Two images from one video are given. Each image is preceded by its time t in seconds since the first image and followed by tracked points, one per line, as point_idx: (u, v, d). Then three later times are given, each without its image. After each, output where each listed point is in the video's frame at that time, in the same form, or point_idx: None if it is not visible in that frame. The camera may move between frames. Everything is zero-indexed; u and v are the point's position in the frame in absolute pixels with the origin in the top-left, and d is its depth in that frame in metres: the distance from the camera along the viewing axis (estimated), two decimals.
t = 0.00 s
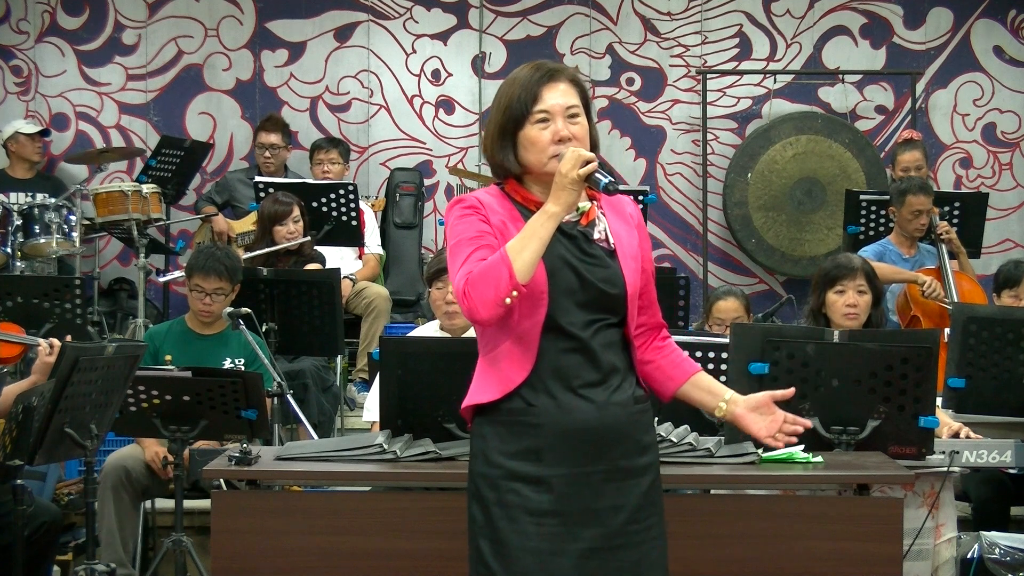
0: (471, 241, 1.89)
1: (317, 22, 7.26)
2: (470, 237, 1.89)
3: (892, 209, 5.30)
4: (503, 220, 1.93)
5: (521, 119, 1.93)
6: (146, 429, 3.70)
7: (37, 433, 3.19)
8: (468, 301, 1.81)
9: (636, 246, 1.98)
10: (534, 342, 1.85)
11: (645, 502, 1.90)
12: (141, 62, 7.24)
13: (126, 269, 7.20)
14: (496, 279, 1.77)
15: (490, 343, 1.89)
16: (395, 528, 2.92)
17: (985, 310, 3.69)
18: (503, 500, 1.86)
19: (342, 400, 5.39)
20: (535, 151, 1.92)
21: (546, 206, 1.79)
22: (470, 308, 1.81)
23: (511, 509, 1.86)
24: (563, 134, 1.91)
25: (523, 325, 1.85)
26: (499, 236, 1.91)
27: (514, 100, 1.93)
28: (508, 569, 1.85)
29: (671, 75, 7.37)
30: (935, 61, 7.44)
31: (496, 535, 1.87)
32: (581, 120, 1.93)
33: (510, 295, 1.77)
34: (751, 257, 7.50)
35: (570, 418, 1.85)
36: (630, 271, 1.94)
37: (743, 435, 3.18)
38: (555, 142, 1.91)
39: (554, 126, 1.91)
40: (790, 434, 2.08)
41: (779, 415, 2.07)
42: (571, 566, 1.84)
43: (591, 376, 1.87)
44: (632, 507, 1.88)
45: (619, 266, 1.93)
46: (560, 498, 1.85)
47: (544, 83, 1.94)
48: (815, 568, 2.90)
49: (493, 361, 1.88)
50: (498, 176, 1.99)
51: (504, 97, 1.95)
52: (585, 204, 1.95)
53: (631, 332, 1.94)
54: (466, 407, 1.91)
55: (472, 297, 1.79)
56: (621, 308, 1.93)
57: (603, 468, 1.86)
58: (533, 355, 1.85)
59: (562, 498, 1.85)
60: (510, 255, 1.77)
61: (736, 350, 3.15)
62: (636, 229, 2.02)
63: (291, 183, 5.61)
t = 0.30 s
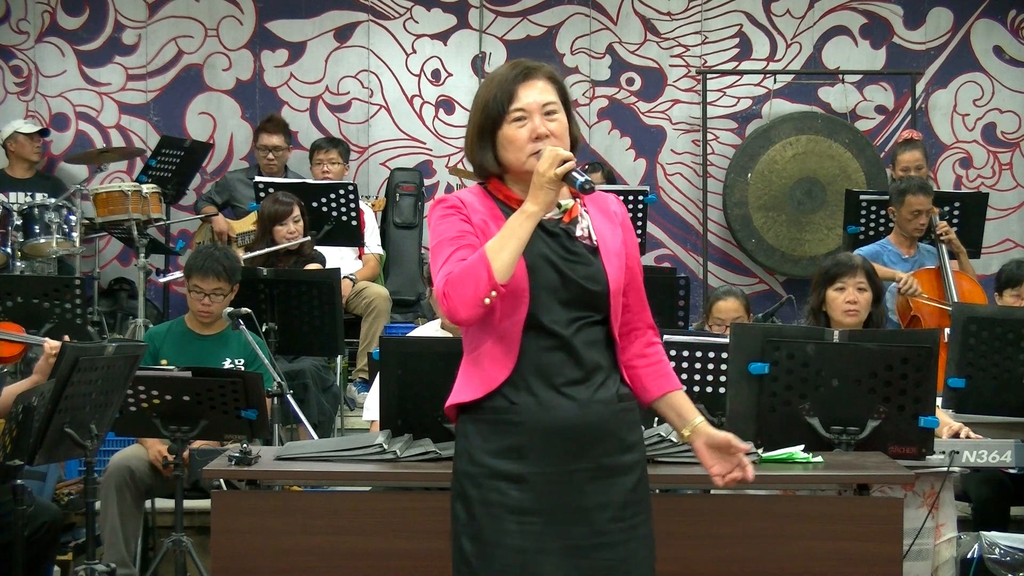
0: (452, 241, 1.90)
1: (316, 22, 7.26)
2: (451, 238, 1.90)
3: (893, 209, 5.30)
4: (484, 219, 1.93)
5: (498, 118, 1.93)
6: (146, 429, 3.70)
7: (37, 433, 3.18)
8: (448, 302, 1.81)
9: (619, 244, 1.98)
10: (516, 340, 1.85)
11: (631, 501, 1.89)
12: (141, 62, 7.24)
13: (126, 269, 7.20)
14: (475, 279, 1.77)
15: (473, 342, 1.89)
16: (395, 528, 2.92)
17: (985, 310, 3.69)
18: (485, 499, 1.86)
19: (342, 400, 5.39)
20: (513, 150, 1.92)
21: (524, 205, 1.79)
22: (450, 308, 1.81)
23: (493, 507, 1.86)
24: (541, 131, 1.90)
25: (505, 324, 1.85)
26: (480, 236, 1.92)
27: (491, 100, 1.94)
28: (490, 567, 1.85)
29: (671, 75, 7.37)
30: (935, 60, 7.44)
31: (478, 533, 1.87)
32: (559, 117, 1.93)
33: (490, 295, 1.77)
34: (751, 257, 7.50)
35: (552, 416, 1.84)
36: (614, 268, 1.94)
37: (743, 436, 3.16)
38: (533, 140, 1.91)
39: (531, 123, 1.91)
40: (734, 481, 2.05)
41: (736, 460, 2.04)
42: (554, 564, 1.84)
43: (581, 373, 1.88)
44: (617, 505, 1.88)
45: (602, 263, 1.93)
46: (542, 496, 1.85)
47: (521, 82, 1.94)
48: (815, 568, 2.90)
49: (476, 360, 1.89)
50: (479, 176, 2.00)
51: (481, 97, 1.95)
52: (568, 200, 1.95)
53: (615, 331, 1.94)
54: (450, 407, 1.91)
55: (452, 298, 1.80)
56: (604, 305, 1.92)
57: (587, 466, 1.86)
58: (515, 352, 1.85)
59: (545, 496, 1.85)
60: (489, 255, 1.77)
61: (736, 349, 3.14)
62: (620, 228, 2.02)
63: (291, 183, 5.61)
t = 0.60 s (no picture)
0: (433, 240, 1.92)
1: (316, 23, 7.26)
2: (432, 236, 1.92)
3: (894, 209, 5.30)
4: (465, 217, 1.96)
5: (480, 116, 1.96)
6: (146, 429, 3.69)
7: (37, 434, 3.18)
8: (427, 302, 1.85)
9: (603, 239, 1.98)
10: (496, 339, 1.88)
11: (611, 500, 1.91)
12: (141, 62, 7.24)
13: (126, 269, 7.20)
14: (453, 280, 1.81)
15: (455, 341, 1.93)
16: (395, 527, 2.92)
17: (986, 310, 3.69)
18: (463, 496, 1.89)
19: (342, 400, 5.38)
20: (493, 146, 1.94)
21: (502, 204, 1.82)
22: (429, 308, 1.85)
23: (472, 505, 1.88)
24: (520, 128, 1.93)
25: (485, 322, 1.88)
26: (461, 234, 1.94)
27: (472, 97, 1.97)
28: (468, 564, 1.87)
29: (671, 75, 7.37)
30: (935, 61, 7.44)
31: (455, 530, 1.89)
32: (540, 114, 1.95)
33: (467, 296, 1.81)
34: (751, 257, 7.50)
35: (531, 415, 1.86)
36: (596, 264, 1.95)
37: (743, 435, 3.15)
38: (512, 136, 1.93)
39: (510, 120, 1.94)
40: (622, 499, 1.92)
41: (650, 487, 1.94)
42: (534, 561, 1.86)
43: (567, 370, 1.90)
44: (598, 505, 1.89)
45: (584, 259, 1.94)
46: (522, 495, 1.87)
47: (503, 79, 1.97)
48: (815, 568, 2.90)
49: (457, 358, 1.92)
50: (462, 173, 2.02)
51: (463, 95, 1.98)
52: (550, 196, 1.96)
53: (596, 328, 1.95)
54: (431, 404, 1.94)
55: (430, 298, 1.83)
56: (586, 301, 1.94)
57: (567, 465, 1.88)
58: (495, 351, 1.88)
59: (524, 495, 1.87)
60: (467, 256, 1.80)
61: (736, 348, 3.13)
62: (605, 223, 2.02)
63: (291, 183, 5.61)
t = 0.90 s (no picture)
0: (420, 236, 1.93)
1: (316, 23, 7.26)
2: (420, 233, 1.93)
3: (895, 208, 5.29)
4: (453, 214, 1.96)
5: (473, 112, 1.97)
6: (146, 429, 3.69)
7: (38, 433, 3.18)
8: (411, 298, 1.85)
9: (593, 238, 1.98)
10: (481, 336, 1.89)
11: (596, 501, 1.92)
12: (141, 62, 7.24)
13: (126, 269, 7.20)
14: (437, 275, 1.81)
15: (442, 338, 1.93)
16: (395, 528, 2.92)
17: (986, 310, 3.69)
18: (446, 495, 1.90)
19: (342, 400, 5.38)
20: (483, 143, 1.94)
21: (488, 200, 1.82)
22: (413, 304, 1.85)
23: (455, 504, 1.90)
24: (511, 127, 1.93)
25: (471, 319, 1.89)
26: (449, 230, 1.95)
27: (467, 93, 1.97)
28: (452, 562, 1.89)
29: (671, 75, 7.37)
30: (935, 60, 7.44)
31: (439, 529, 1.90)
32: (532, 115, 1.96)
33: (451, 291, 1.81)
34: (751, 257, 7.50)
35: (514, 415, 1.87)
36: (585, 262, 1.94)
37: (743, 435, 3.15)
38: (502, 135, 1.93)
39: (502, 118, 1.94)
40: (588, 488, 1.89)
41: (617, 479, 1.89)
42: (518, 561, 1.87)
43: (555, 369, 1.90)
44: (582, 505, 1.90)
45: (572, 257, 1.94)
46: (506, 495, 1.88)
47: (498, 77, 1.97)
48: (815, 568, 2.90)
49: (444, 355, 1.92)
50: (454, 170, 2.02)
51: (458, 92, 1.99)
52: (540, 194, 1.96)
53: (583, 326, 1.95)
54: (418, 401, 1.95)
55: (414, 293, 1.84)
56: (573, 299, 1.93)
57: (550, 465, 1.89)
58: (481, 347, 1.89)
59: (508, 494, 1.88)
60: (451, 251, 1.81)
61: (737, 348, 3.13)
62: (596, 222, 2.01)
63: (291, 183, 5.61)
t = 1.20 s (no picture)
0: (410, 241, 1.92)
1: (316, 23, 7.26)
2: (410, 238, 1.92)
3: (895, 208, 5.30)
4: (444, 219, 1.96)
5: (473, 113, 1.97)
6: (146, 429, 3.69)
7: (38, 433, 3.18)
8: (399, 305, 1.86)
9: (585, 243, 1.97)
10: (468, 343, 1.90)
11: (586, 503, 1.91)
12: (141, 62, 7.24)
13: (126, 269, 7.20)
14: (425, 285, 1.82)
15: (431, 342, 1.94)
16: (394, 528, 2.92)
17: (985, 310, 3.69)
18: (435, 498, 1.90)
19: (342, 400, 5.38)
20: (478, 146, 1.94)
21: (479, 211, 1.81)
22: (400, 311, 1.86)
23: (444, 507, 1.90)
24: (506, 134, 1.93)
25: (459, 326, 1.90)
26: (439, 236, 1.94)
27: (469, 94, 1.97)
28: (441, 565, 1.89)
29: (671, 75, 7.37)
30: (935, 61, 7.44)
31: (427, 532, 1.91)
32: (530, 125, 1.96)
33: (438, 301, 1.82)
34: (751, 257, 7.50)
35: (503, 418, 1.87)
36: (575, 268, 1.94)
37: (743, 435, 3.15)
38: (497, 140, 1.94)
39: (500, 123, 1.94)
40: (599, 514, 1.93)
41: (626, 504, 1.93)
42: (509, 564, 1.87)
43: (546, 372, 1.90)
44: (573, 508, 1.90)
45: (562, 263, 1.94)
46: (495, 498, 1.88)
47: (502, 83, 1.97)
48: (816, 568, 2.90)
49: (432, 361, 1.93)
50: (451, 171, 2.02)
51: (462, 92, 1.99)
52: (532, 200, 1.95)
53: (573, 333, 1.94)
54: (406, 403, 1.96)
55: (401, 301, 1.85)
56: (562, 305, 1.93)
57: (538, 469, 1.89)
58: (468, 353, 1.90)
59: (497, 497, 1.88)
60: (439, 262, 1.81)
61: (736, 350, 3.12)
62: (588, 227, 2.00)
63: (291, 183, 5.61)
